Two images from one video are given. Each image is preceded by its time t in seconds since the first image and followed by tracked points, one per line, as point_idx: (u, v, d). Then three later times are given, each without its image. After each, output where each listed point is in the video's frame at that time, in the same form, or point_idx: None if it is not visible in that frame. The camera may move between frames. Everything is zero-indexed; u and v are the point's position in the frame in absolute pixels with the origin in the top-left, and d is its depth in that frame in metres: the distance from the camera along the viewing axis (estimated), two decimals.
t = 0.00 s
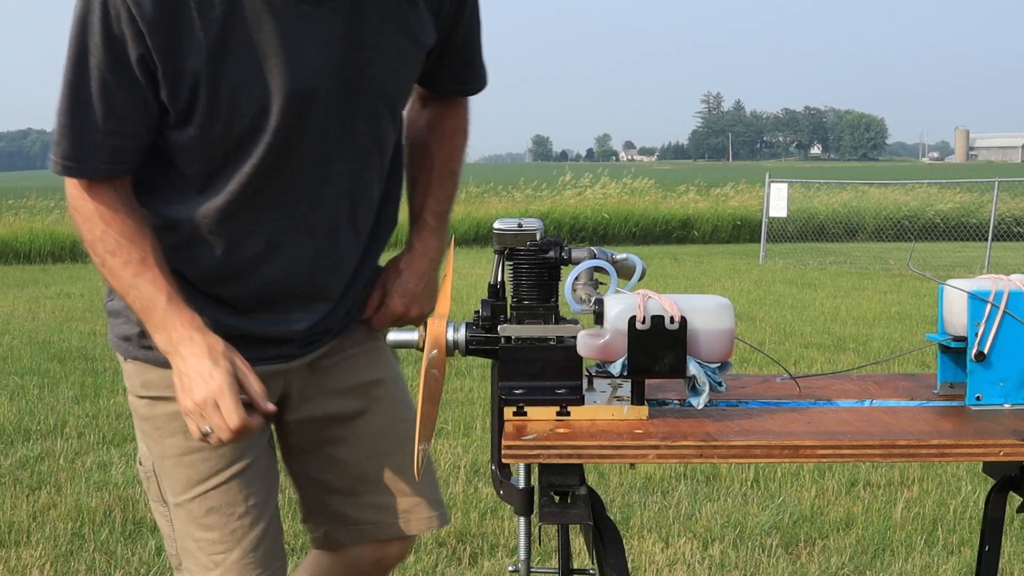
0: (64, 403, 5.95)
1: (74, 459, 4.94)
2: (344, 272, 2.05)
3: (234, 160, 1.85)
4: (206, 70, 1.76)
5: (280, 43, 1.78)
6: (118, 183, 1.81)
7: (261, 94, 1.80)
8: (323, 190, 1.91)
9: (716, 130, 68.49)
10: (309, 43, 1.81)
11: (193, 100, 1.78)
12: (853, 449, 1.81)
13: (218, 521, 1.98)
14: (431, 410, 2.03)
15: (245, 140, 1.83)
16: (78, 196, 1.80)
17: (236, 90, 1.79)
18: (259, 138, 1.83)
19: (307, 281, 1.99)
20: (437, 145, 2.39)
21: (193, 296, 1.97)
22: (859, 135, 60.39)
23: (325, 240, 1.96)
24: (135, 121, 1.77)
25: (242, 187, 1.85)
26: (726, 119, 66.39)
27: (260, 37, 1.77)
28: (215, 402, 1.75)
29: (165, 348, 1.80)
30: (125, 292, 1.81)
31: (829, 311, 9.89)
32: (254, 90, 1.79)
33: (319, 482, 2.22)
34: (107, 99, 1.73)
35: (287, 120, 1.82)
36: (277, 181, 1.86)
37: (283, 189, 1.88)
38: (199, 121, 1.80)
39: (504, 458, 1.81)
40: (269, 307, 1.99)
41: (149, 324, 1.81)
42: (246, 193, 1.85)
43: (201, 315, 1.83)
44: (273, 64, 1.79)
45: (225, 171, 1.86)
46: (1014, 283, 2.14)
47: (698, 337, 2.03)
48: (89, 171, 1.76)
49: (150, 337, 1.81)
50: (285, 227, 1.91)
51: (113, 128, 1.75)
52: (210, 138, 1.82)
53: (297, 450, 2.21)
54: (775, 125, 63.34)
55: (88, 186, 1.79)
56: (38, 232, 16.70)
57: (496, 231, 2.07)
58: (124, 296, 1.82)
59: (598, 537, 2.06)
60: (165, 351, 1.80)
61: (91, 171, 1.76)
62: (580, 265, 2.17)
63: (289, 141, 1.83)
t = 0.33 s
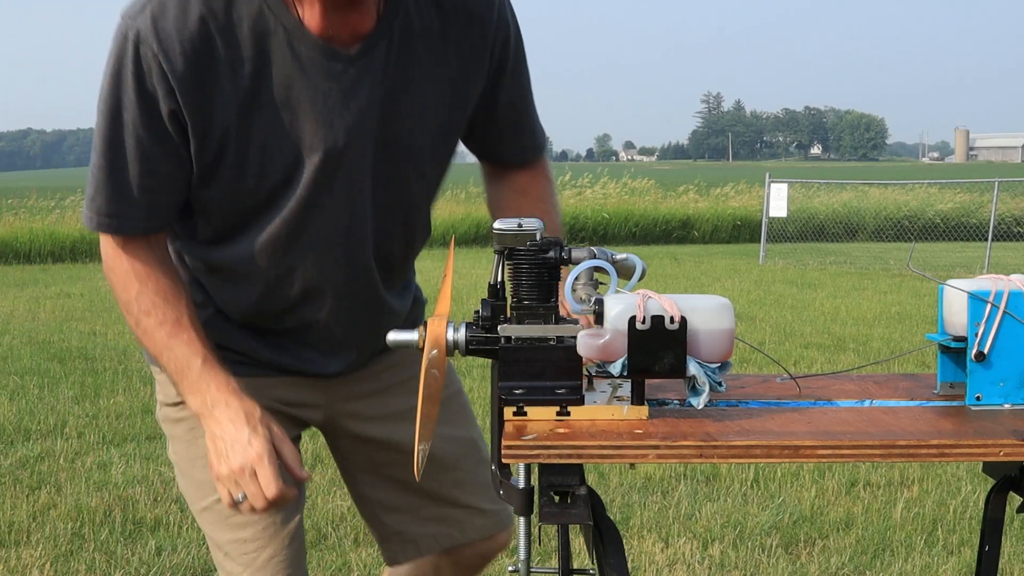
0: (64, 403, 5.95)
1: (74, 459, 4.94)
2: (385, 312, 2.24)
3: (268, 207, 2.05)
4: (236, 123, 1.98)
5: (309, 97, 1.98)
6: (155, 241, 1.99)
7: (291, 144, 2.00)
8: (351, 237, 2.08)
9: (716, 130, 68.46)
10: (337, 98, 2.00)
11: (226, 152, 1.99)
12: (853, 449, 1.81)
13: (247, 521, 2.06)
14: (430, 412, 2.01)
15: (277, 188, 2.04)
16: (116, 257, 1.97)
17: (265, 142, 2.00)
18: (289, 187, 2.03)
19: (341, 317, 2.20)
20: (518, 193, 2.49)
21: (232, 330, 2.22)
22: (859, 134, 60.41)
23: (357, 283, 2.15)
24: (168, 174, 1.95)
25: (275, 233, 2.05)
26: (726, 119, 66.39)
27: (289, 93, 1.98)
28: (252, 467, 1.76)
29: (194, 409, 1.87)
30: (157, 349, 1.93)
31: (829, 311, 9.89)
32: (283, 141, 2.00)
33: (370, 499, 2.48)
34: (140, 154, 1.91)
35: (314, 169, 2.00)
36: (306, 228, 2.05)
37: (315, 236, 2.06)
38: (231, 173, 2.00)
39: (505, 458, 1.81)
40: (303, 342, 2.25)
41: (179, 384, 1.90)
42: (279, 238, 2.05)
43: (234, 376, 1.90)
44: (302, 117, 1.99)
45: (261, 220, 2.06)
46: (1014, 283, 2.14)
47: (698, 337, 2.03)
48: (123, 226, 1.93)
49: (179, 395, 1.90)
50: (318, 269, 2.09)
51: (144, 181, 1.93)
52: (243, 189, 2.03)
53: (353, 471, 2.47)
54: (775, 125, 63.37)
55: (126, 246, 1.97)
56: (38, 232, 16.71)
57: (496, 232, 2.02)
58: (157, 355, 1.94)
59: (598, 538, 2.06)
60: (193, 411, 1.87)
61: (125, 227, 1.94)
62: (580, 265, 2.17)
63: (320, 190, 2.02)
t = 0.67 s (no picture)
0: (64, 403, 5.95)
1: (74, 459, 4.94)
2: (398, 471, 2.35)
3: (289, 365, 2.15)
4: (275, 278, 2.07)
5: (342, 254, 2.11)
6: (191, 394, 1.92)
7: (323, 300, 2.11)
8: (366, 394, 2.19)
9: (716, 130, 68.45)
10: (371, 258, 2.13)
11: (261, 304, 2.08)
12: (853, 449, 1.81)
13: None
14: (431, 413, 2.01)
15: (303, 342, 2.13)
16: (150, 409, 1.83)
17: (299, 297, 2.10)
18: (312, 343, 2.14)
19: (353, 468, 2.30)
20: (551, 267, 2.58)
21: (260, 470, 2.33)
22: (859, 134, 60.45)
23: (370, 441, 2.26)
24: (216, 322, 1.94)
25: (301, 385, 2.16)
26: (726, 119, 66.41)
27: (327, 250, 2.10)
28: None
29: (264, 543, 1.76)
30: (208, 496, 1.79)
31: (829, 311, 9.90)
32: (316, 297, 2.11)
33: None
34: (191, 296, 1.90)
35: (341, 324, 2.12)
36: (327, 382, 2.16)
37: (336, 390, 2.18)
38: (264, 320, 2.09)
39: (505, 458, 1.81)
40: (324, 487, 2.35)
41: (239, 524, 1.77)
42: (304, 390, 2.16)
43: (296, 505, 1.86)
44: (334, 274, 2.11)
45: (285, 372, 2.16)
46: (1014, 282, 2.14)
47: (698, 336, 2.03)
48: (166, 374, 1.86)
49: (240, 533, 1.77)
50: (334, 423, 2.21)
51: (193, 328, 1.89)
52: (272, 343, 2.12)
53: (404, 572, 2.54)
54: (775, 125, 63.40)
55: (163, 396, 1.86)
56: (38, 232, 16.70)
57: (495, 232, 2.01)
58: (204, 507, 1.79)
59: (599, 539, 2.05)
60: (262, 546, 1.76)
61: (169, 375, 1.86)
62: (580, 265, 2.17)
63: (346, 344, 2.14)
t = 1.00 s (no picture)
0: (64, 403, 5.95)
1: (74, 459, 4.95)
2: None
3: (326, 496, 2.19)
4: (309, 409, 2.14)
5: (373, 379, 2.17)
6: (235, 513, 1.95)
7: (355, 425, 2.16)
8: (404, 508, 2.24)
9: (716, 130, 68.41)
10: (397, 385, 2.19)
11: (298, 432, 2.14)
12: (853, 449, 1.80)
13: None
14: (431, 412, 2.01)
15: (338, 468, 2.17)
16: (198, 520, 1.87)
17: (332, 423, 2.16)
18: (347, 469, 2.18)
19: None
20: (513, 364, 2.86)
21: None
22: (859, 134, 60.50)
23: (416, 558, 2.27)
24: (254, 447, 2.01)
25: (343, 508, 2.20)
26: (725, 118, 66.39)
27: (359, 377, 2.17)
28: None
29: None
30: None
31: (829, 311, 9.90)
32: (349, 423, 2.16)
33: None
34: (230, 420, 1.99)
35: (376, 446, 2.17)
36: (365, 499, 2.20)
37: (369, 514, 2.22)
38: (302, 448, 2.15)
39: (504, 458, 1.81)
40: None
41: None
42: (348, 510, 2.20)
43: None
44: (368, 398, 2.17)
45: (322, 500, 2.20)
46: (1014, 283, 2.14)
47: (697, 336, 2.02)
48: (212, 490, 1.91)
49: None
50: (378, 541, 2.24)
51: (234, 449, 1.97)
52: (306, 475, 2.17)
53: None
54: (774, 125, 63.44)
55: (211, 510, 1.90)
56: (38, 232, 16.70)
57: (496, 232, 2.01)
58: None
59: (598, 539, 2.05)
60: None
61: (214, 493, 1.92)
62: (580, 265, 2.17)
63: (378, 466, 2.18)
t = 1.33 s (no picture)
0: (64, 403, 5.95)
1: (74, 459, 4.94)
2: None
3: (348, 479, 2.37)
4: (329, 394, 2.36)
5: (389, 368, 2.37)
6: (252, 484, 2.23)
7: (371, 411, 2.36)
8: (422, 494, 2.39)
9: (715, 130, 68.40)
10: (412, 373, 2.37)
11: (317, 416, 2.36)
12: (852, 449, 1.80)
13: None
14: (431, 411, 2.01)
15: (357, 452, 2.36)
16: (214, 490, 2.16)
17: (351, 409, 2.37)
18: (365, 454, 2.36)
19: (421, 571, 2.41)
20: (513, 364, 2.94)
21: None
22: (859, 135, 60.51)
23: (437, 544, 2.40)
24: (273, 427, 2.29)
25: (365, 492, 2.36)
26: (726, 118, 66.41)
27: (375, 367, 2.37)
28: None
29: None
30: (258, 550, 2.08)
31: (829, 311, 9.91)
32: (368, 411, 2.36)
33: None
34: (251, 402, 2.27)
35: (392, 434, 2.36)
36: (385, 484, 2.36)
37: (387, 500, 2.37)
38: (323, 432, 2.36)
39: (504, 457, 1.81)
40: None
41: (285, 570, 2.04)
42: (370, 493, 2.36)
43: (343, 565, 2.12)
44: (384, 387, 2.36)
45: (346, 483, 2.37)
46: (1014, 282, 2.13)
47: (698, 337, 2.02)
48: (230, 464, 2.20)
49: None
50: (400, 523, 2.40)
51: (253, 428, 2.25)
52: (328, 458, 2.37)
53: None
54: (774, 125, 63.45)
55: (227, 481, 2.19)
56: (38, 232, 16.69)
57: (496, 232, 2.02)
58: (256, 562, 2.08)
59: (598, 537, 2.05)
60: None
61: (232, 466, 2.20)
62: (580, 265, 2.17)
63: (396, 453, 2.36)
